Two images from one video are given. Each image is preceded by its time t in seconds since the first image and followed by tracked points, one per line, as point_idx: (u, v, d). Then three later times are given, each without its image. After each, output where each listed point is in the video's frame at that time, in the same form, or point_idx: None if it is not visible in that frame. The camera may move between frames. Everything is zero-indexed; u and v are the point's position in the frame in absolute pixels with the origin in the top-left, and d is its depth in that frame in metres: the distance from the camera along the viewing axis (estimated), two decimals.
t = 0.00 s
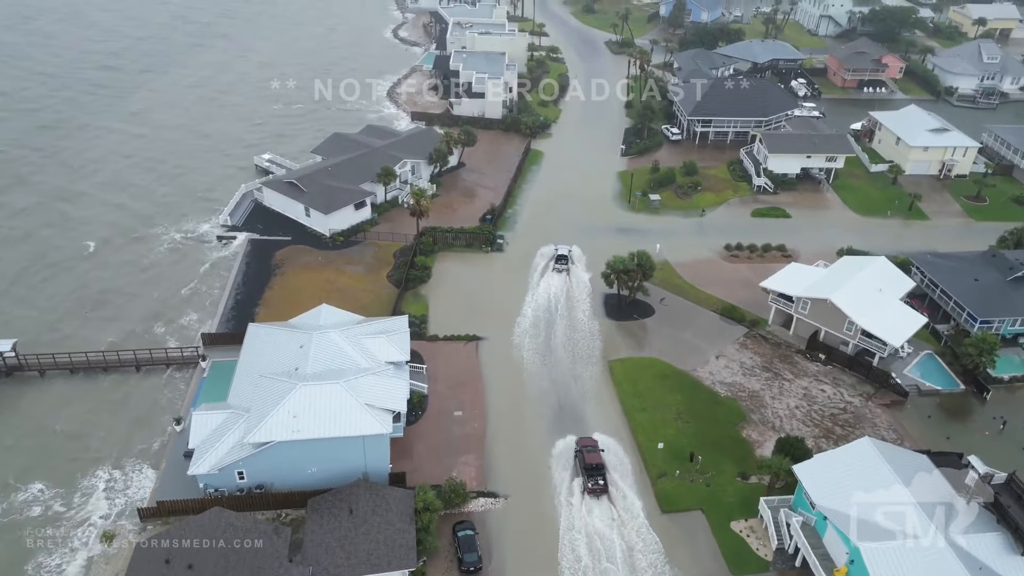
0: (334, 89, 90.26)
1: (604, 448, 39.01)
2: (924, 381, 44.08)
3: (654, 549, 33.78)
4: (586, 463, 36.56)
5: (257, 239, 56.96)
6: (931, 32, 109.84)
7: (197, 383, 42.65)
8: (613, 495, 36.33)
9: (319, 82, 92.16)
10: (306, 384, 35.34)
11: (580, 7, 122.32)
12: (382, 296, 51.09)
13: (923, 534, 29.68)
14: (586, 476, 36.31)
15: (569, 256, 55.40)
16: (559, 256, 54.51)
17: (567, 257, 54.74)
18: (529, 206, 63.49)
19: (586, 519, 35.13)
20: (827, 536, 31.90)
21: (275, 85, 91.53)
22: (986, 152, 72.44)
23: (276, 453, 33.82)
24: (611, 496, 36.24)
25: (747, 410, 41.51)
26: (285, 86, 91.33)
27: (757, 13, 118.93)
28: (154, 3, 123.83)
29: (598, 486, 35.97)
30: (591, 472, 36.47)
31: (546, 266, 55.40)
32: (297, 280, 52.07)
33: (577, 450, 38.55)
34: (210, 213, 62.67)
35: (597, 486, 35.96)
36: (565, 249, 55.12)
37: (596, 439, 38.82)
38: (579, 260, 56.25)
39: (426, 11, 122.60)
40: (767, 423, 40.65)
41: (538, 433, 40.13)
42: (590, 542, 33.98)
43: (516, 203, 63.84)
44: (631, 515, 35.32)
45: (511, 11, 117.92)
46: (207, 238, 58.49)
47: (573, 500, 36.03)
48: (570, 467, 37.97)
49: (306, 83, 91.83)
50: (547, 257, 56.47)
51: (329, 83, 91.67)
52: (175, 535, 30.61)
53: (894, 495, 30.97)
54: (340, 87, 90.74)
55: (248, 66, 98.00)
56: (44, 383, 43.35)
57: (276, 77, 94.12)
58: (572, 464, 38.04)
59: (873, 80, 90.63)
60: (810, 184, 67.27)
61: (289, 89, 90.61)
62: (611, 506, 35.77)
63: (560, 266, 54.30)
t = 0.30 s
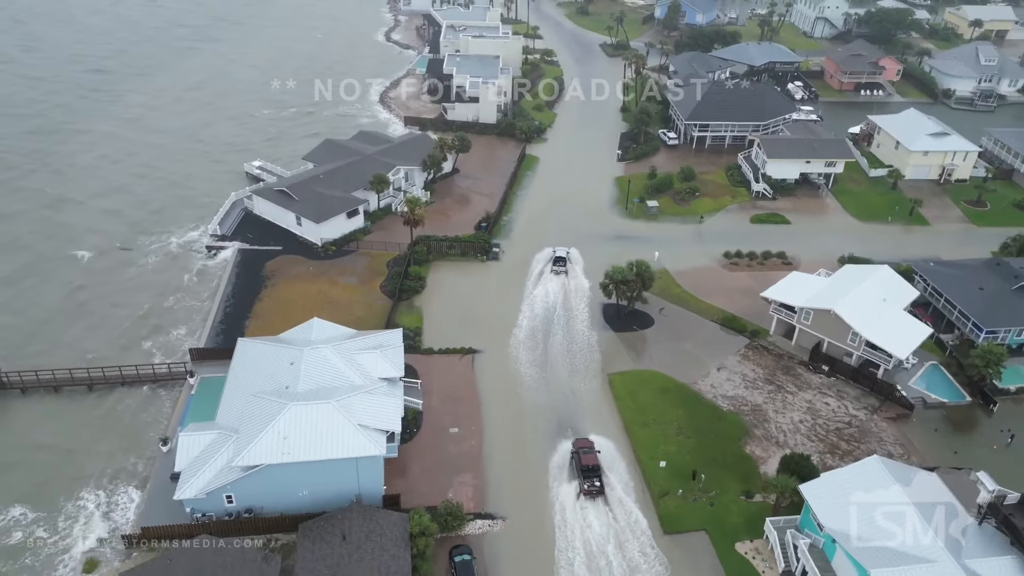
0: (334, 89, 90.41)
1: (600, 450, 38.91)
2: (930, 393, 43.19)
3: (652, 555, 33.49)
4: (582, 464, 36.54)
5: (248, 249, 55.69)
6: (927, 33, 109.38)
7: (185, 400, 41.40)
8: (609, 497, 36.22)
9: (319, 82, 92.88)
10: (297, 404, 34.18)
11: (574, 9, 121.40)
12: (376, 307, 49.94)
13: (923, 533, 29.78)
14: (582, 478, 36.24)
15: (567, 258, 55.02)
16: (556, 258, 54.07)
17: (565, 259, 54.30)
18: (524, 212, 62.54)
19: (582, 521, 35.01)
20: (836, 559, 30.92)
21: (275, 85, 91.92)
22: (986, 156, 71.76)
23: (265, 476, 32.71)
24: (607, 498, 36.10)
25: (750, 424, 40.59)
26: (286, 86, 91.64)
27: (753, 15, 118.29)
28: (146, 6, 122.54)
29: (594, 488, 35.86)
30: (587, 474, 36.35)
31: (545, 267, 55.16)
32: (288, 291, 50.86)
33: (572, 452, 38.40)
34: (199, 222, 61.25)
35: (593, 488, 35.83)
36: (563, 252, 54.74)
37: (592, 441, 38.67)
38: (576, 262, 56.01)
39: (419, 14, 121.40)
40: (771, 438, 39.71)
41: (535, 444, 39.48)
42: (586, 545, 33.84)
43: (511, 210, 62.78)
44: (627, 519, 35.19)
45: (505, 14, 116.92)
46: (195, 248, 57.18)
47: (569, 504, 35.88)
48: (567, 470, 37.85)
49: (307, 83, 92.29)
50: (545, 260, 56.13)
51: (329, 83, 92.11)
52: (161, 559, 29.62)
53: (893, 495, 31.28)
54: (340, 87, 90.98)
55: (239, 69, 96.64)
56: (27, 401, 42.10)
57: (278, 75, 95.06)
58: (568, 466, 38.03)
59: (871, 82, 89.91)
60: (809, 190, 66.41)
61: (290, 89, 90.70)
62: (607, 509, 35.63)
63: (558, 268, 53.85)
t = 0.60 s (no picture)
0: (334, 88, 90.27)
1: (598, 450, 38.90)
2: (936, 404, 42.38)
3: (650, 559, 33.36)
4: (579, 465, 36.50)
5: (239, 257, 54.54)
6: (925, 33, 108.77)
7: (175, 416, 40.32)
8: (607, 499, 36.14)
9: (320, 81, 92.41)
10: (289, 421, 33.18)
11: (570, 10, 120.48)
12: (371, 317, 48.93)
13: (923, 533, 29.62)
14: (579, 479, 36.22)
15: (566, 259, 54.79)
16: (555, 259, 53.75)
17: (565, 260, 54.01)
18: (522, 217, 61.66)
19: (578, 523, 34.97)
20: None
21: (276, 83, 91.75)
22: (987, 159, 71.09)
23: (256, 496, 31.68)
24: (605, 498, 36.11)
25: (754, 437, 39.72)
26: (287, 84, 91.38)
27: (750, 15, 117.57)
28: (139, 7, 121.19)
29: (591, 489, 35.85)
30: (584, 475, 36.30)
31: (545, 264, 55.51)
32: (280, 301, 49.77)
33: (570, 453, 38.37)
34: (190, 229, 60.07)
35: (590, 489, 35.84)
36: (562, 253, 54.46)
37: (589, 441, 38.67)
38: (575, 263, 55.73)
39: (413, 16, 120.30)
40: (776, 452, 38.86)
41: (533, 453, 38.91)
42: (583, 546, 33.86)
43: (508, 215, 61.76)
44: (624, 519, 35.15)
45: (501, 15, 115.91)
46: (186, 256, 56.04)
47: (565, 505, 35.85)
48: (564, 471, 37.80)
49: (306, 83, 91.75)
50: (544, 261, 55.87)
51: (329, 83, 91.61)
52: None
53: (893, 496, 31.38)
54: (340, 87, 90.69)
55: (232, 71, 95.42)
56: (13, 417, 40.99)
57: (280, 73, 95.12)
58: (565, 466, 38.03)
59: (869, 84, 89.21)
60: (809, 194, 65.60)
61: (290, 89, 90.01)
62: (605, 510, 35.61)
63: (557, 269, 53.52)
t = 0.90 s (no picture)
0: (334, 88, 89.96)
1: (596, 450, 38.95)
2: (944, 416, 41.55)
3: (648, 559, 33.32)
4: (577, 466, 36.58)
5: (232, 265, 53.47)
6: (925, 34, 108.13)
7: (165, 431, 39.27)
8: (606, 500, 36.13)
9: (319, 82, 92.02)
10: (283, 440, 32.22)
11: (567, 11, 119.57)
12: (367, 327, 47.91)
13: (923, 534, 29.58)
14: (577, 479, 36.25)
15: (566, 261, 54.58)
16: (555, 260, 53.66)
17: (565, 261, 53.91)
18: (520, 223, 60.79)
19: (575, 522, 35.02)
20: None
21: (276, 83, 91.24)
22: (990, 162, 70.37)
23: (248, 517, 30.70)
24: (603, 499, 36.16)
25: (759, 451, 38.85)
26: (286, 85, 90.76)
27: (748, 16, 116.80)
28: (133, 9, 119.98)
29: (590, 490, 35.87)
30: (582, 476, 36.33)
31: (546, 267, 55.04)
32: (274, 311, 48.73)
33: (568, 453, 38.39)
34: (182, 236, 58.94)
35: (589, 490, 35.85)
36: (562, 254, 54.28)
37: (588, 443, 38.66)
38: (576, 265, 55.49)
39: (409, 16, 119.28)
40: (781, 466, 38.00)
41: (533, 462, 38.38)
42: (580, 545, 33.90)
43: (507, 222, 60.69)
44: (623, 521, 35.10)
45: (497, 16, 114.95)
46: (177, 265, 54.94)
47: (563, 505, 35.88)
48: (563, 472, 37.78)
49: (306, 83, 91.40)
50: (545, 262, 55.63)
51: (329, 83, 91.42)
52: None
53: (892, 500, 31.31)
54: (340, 87, 90.37)
55: (226, 73, 94.29)
56: None
57: (278, 74, 94.55)
58: (563, 466, 38.05)
59: (870, 86, 88.45)
60: (811, 199, 64.77)
61: (289, 89, 89.64)
62: (604, 511, 35.61)
63: (558, 270, 53.38)
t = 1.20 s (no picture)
0: (334, 88, 90.39)
1: (595, 452, 38.87)
2: (954, 429, 40.64)
3: (647, 564, 33.17)
4: (576, 469, 36.38)
5: (227, 274, 52.47)
6: (926, 36, 107.27)
7: (157, 447, 38.35)
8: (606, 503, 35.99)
9: (319, 82, 92.40)
10: (277, 460, 31.25)
11: (566, 13, 118.77)
12: (364, 338, 46.96)
13: (922, 534, 30.11)
14: (577, 482, 36.05)
15: (568, 263, 54.54)
16: (557, 263, 53.65)
17: (566, 263, 53.94)
18: (520, 230, 59.75)
19: (574, 525, 34.96)
20: None
21: (275, 84, 91.02)
22: (995, 167, 69.53)
23: (241, 540, 29.78)
24: (602, 501, 36.04)
25: (766, 467, 37.99)
26: (285, 86, 90.84)
27: (749, 19, 116.01)
28: (128, 12, 119.05)
29: (590, 492, 35.72)
30: (582, 478, 36.19)
31: (546, 271, 54.69)
32: (269, 322, 47.75)
33: (568, 456, 38.25)
34: (177, 244, 57.95)
35: (589, 492, 35.72)
36: (564, 256, 54.30)
37: (587, 445, 38.50)
38: (579, 266, 55.50)
39: (407, 19, 118.40)
40: (789, 483, 37.11)
41: (534, 476, 37.61)
42: (578, 547, 33.85)
43: (506, 230, 59.66)
44: (622, 524, 35.00)
45: (495, 19, 114.09)
46: (171, 274, 53.94)
47: (563, 508, 35.77)
48: (563, 474, 37.69)
49: (307, 83, 91.97)
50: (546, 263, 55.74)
51: (329, 83, 91.98)
52: None
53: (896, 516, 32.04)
54: (340, 87, 90.81)
55: (223, 76, 93.37)
56: None
57: (276, 76, 93.88)
58: (564, 469, 37.89)
59: (872, 89, 87.62)
60: (814, 205, 63.91)
61: (289, 89, 90.12)
62: (603, 513, 35.52)
63: (560, 272, 53.45)
